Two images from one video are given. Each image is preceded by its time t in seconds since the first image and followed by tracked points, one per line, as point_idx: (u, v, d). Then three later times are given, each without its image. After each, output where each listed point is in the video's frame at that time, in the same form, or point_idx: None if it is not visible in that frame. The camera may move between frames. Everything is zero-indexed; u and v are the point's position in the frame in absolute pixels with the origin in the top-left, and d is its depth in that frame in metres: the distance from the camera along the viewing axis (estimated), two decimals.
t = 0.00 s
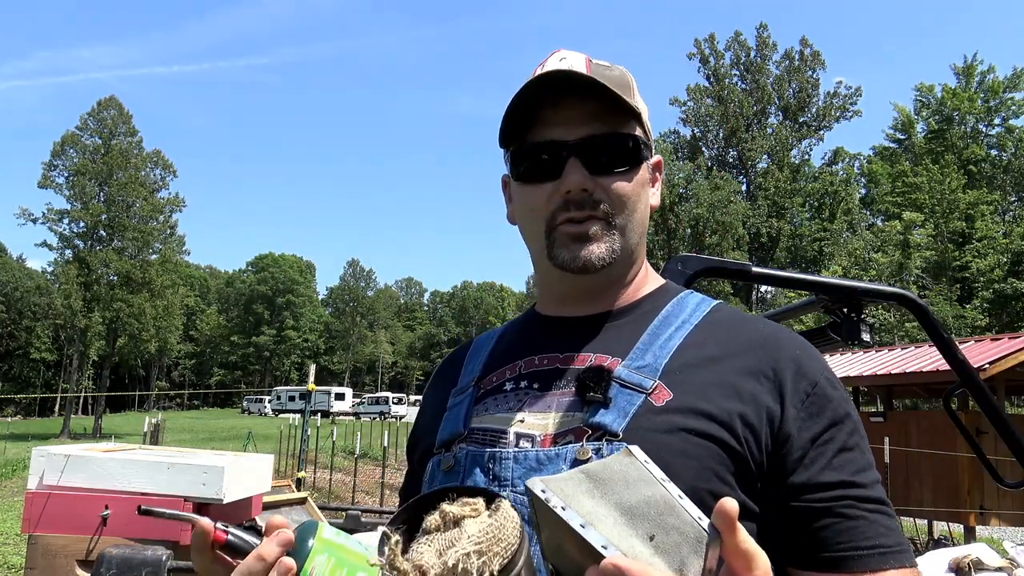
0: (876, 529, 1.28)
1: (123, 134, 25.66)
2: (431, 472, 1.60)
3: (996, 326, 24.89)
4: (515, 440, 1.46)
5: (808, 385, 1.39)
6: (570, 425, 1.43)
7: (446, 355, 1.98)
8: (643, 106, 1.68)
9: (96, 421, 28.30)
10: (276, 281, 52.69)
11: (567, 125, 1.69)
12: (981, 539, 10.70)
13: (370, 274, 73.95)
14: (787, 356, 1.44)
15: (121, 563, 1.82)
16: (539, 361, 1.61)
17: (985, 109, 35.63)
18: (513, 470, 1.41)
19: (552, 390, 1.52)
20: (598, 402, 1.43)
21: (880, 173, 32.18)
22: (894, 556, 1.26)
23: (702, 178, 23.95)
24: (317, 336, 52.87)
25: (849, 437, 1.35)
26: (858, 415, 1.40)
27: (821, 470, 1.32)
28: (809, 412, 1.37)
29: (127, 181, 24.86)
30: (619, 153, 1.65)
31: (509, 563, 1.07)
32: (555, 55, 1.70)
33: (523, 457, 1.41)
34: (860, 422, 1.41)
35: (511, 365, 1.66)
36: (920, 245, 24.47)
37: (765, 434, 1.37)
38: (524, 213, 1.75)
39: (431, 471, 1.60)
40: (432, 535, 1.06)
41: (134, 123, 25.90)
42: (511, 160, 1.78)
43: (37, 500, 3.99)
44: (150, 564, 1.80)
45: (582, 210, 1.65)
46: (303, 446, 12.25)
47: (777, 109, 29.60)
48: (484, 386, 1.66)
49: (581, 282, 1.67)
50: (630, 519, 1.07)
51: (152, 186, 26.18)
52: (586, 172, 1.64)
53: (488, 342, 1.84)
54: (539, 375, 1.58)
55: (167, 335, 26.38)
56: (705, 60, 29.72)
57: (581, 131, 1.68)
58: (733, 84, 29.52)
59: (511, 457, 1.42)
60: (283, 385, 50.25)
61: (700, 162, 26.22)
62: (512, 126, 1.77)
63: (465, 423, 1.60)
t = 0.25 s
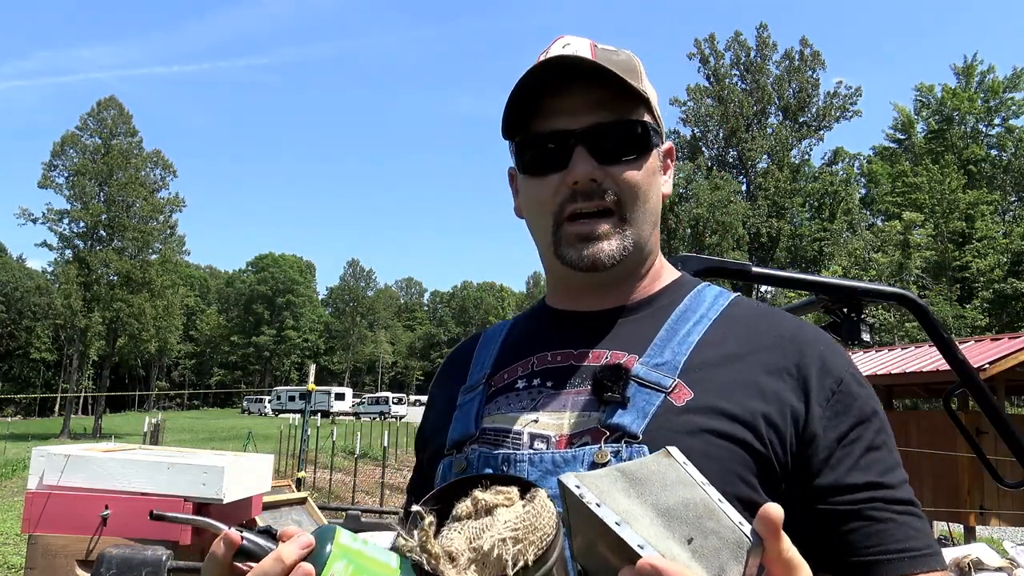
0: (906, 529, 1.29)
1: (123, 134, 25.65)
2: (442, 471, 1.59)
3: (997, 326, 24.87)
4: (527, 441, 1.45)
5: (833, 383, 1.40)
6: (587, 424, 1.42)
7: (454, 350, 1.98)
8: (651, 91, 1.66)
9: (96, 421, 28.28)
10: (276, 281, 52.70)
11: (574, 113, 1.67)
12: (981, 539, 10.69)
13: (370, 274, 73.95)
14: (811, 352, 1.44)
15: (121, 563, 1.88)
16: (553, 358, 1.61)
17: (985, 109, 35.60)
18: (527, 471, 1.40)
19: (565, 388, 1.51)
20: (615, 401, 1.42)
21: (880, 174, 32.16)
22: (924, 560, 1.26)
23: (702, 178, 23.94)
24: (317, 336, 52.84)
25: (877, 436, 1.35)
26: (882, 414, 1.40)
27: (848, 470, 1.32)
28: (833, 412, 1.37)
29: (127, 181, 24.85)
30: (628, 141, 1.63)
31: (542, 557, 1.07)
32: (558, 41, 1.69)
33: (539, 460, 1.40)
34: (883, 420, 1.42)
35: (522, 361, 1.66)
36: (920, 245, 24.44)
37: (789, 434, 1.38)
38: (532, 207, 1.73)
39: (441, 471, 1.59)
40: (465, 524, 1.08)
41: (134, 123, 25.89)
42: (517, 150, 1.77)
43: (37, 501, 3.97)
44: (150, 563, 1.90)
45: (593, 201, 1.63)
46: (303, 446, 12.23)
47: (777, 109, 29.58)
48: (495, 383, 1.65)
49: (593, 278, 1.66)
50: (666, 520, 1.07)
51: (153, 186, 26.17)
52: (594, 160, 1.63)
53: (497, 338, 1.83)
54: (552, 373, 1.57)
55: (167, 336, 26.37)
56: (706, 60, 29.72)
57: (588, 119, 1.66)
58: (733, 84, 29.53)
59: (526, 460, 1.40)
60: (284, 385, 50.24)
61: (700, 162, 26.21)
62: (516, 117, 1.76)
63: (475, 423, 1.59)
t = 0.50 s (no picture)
0: (944, 534, 1.27)
1: (123, 134, 25.64)
2: (458, 474, 1.60)
3: (997, 326, 24.82)
4: (546, 442, 1.46)
5: (865, 381, 1.38)
6: (607, 426, 1.42)
7: (471, 348, 1.98)
8: (668, 75, 1.66)
9: (96, 421, 28.28)
10: (276, 280, 52.69)
11: (588, 102, 1.67)
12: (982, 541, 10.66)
13: (370, 274, 73.97)
14: (842, 348, 1.42)
15: (122, 562, 2.08)
16: (571, 355, 1.61)
17: (985, 109, 35.56)
18: (544, 477, 1.41)
19: (584, 387, 1.52)
20: (637, 401, 1.41)
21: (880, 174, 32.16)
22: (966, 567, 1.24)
23: (702, 178, 23.92)
24: (317, 336, 52.82)
25: (912, 437, 1.33)
26: (916, 412, 1.38)
27: (883, 474, 1.30)
28: (868, 411, 1.35)
29: (127, 181, 24.85)
30: (644, 127, 1.62)
31: (554, 566, 1.07)
32: (571, 26, 1.68)
33: (557, 463, 1.40)
34: (919, 419, 1.39)
35: (539, 360, 1.66)
36: (920, 245, 24.41)
37: (820, 434, 1.36)
38: (548, 200, 1.72)
39: (457, 473, 1.60)
40: (469, 535, 1.07)
41: (134, 122, 25.87)
42: (532, 141, 1.76)
43: (37, 501, 3.97)
44: (149, 562, 2.10)
45: (610, 193, 1.62)
46: (303, 446, 12.23)
47: (777, 109, 29.55)
48: (512, 381, 1.66)
49: (613, 273, 1.65)
50: (686, 532, 1.06)
51: (153, 186, 26.17)
52: (611, 151, 1.62)
53: (515, 335, 1.83)
54: (571, 371, 1.57)
55: (167, 336, 26.36)
56: (705, 60, 29.72)
57: (604, 107, 1.65)
58: (733, 84, 29.53)
59: (543, 461, 1.41)
60: (284, 386, 50.23)
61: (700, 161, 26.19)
62: (529, 107, 1.75)
63: (491, 423, 1.59)
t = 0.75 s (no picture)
0: (993, 544, 1.19)
1: (123, 134, 25.64)
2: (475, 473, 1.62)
3: (997, 326, 24.82)
4: (564, 444, 1.47)
5: (905, 378, 1.33)
6: (627, 427, 1.41)
7: (495, 344, 2.00)
8: (690, 58, 1.64)
9: (96, 421, 28.30)
10: (276, 280, 52.70)
11: (605, 90, 1.66)
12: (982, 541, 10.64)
13: (370, 275, 73.98)
14: (878, 344, 1.38)
15: (119, 564, 1.87)
16: (591, 353, 1.61)
17: (985, 109, 35.58)
18: (561, 478, 1.41)
19: (606, 385, 1.51)
20: (655, 402, 1.40)
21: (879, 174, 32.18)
22: None
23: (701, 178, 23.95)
24: (317, 336, 52.82)
25: (956, 438, 1.27)
26: (961, 409, 1.32)
27: (924, 478, 1.24)
28: (905, 410, 1.30)
29: (127, 181, 24.87)
30: (667, 113, 1.60)
31: (530, 564, 1.11)
32: (589, 11, 1.68)
33: (572, 464, 1.40)
34: (965, 418, 1.33)
35: (559, 358, 1.67)
36: (920, 245, 24.40)
37: (852, 434, 1.32)
38: (568, 191, 1.72)
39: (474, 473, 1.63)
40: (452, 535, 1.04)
41: (134, 122, 25.87)
42: (550, 131, 1.76)
43: (37, 501, 3.96)
44: (148, 564, 1.89)
45: (630, 184, 1.60)
46: (303, 447, 12.24)
47: (777, 109, 29.58)
48: (531, 380, 1.67)
49: (635, 266, 1.64)
50: (685, 531, 1.05)
51: (153, 186, 26.18)
52: (630, 139, 1.60)
53: (538, 333, 1.84)
54: (591, 369, 1.57)
55: (167, 335, 26.36)
56: (705, 60, 29.76)
57: (622, 94, 1.64)
58: (733, 84, 29.57)
59: (559, 464, 1.41)
60: (284, 386, 50.26)
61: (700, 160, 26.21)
62: (547, 98, 1.76)
63: (509, 424, 1.61)
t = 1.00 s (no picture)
0: None
1: (123, 134, 25.63)
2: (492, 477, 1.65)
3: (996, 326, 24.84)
4: (581, 448, 1.46)
5: (942, 376, 1.26)
6: (646, 429, 1.39)
7: (521, 344, 2.04)
8: (713, 43, 1.61)
9: (96, 421, 28.28)
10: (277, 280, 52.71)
11: (621, 79, 1.64)
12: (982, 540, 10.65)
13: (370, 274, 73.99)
14: (914, 339, 1.31)
15: (120, 562, 1.88)
16: (612, 353, 1.61)
17: (985, 109, 35.62)
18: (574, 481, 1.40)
19: (625, 386, 1.50)
20: (674, 401, 1.37)
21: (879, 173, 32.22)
22: None
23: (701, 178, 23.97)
24: (317, 336, 52.83)
25: (1000, 441, 1.18)
26: (1008, 409, 1.23)
27: (960, 481, 1.17)
28: (941, 411, 1.23)
29: (127, 181, 24.87)
30: (687, 102, 1.57)
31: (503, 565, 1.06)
32: None
33: (587, 468, 1.38)
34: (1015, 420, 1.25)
35: (578, 359, 1.68)
36: (921, 245, 24.41)
37: (884, 436, 1.26)
38: (586, 185, 1.71)
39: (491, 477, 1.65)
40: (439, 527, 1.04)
41: (134, 122, 25.85)
42: (568, 123, 1.75)
43: (37, 501, 3.96)
44: (150, 562, 1.90)
45: (648, 176, 1.58)
46: (303, 446, 12.24)
47: (777, 109, 29.60)
48: (551, 382, 1.69)
49: (654, 263, 1.63)
50: (683, 535, 1.06)
51: (153, 186, 26.17)
52: (648, 130, 1.58)
53: (560, 333, 1.86)
54: (611, 370, 1.57)
55: (167, 335, 26.36)
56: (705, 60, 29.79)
57: (639, 83, 1.62)
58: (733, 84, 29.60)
59: (574, 467, 1.39)
60: (284, 386, 50.28)
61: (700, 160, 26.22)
62: (564, 89, 1.75)
63: (527, 426, 1.63)
